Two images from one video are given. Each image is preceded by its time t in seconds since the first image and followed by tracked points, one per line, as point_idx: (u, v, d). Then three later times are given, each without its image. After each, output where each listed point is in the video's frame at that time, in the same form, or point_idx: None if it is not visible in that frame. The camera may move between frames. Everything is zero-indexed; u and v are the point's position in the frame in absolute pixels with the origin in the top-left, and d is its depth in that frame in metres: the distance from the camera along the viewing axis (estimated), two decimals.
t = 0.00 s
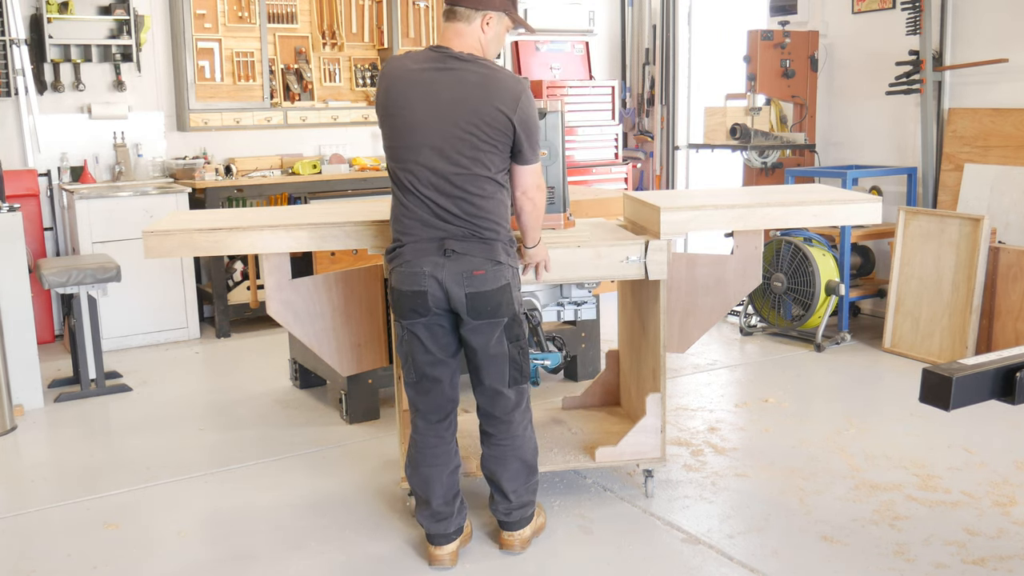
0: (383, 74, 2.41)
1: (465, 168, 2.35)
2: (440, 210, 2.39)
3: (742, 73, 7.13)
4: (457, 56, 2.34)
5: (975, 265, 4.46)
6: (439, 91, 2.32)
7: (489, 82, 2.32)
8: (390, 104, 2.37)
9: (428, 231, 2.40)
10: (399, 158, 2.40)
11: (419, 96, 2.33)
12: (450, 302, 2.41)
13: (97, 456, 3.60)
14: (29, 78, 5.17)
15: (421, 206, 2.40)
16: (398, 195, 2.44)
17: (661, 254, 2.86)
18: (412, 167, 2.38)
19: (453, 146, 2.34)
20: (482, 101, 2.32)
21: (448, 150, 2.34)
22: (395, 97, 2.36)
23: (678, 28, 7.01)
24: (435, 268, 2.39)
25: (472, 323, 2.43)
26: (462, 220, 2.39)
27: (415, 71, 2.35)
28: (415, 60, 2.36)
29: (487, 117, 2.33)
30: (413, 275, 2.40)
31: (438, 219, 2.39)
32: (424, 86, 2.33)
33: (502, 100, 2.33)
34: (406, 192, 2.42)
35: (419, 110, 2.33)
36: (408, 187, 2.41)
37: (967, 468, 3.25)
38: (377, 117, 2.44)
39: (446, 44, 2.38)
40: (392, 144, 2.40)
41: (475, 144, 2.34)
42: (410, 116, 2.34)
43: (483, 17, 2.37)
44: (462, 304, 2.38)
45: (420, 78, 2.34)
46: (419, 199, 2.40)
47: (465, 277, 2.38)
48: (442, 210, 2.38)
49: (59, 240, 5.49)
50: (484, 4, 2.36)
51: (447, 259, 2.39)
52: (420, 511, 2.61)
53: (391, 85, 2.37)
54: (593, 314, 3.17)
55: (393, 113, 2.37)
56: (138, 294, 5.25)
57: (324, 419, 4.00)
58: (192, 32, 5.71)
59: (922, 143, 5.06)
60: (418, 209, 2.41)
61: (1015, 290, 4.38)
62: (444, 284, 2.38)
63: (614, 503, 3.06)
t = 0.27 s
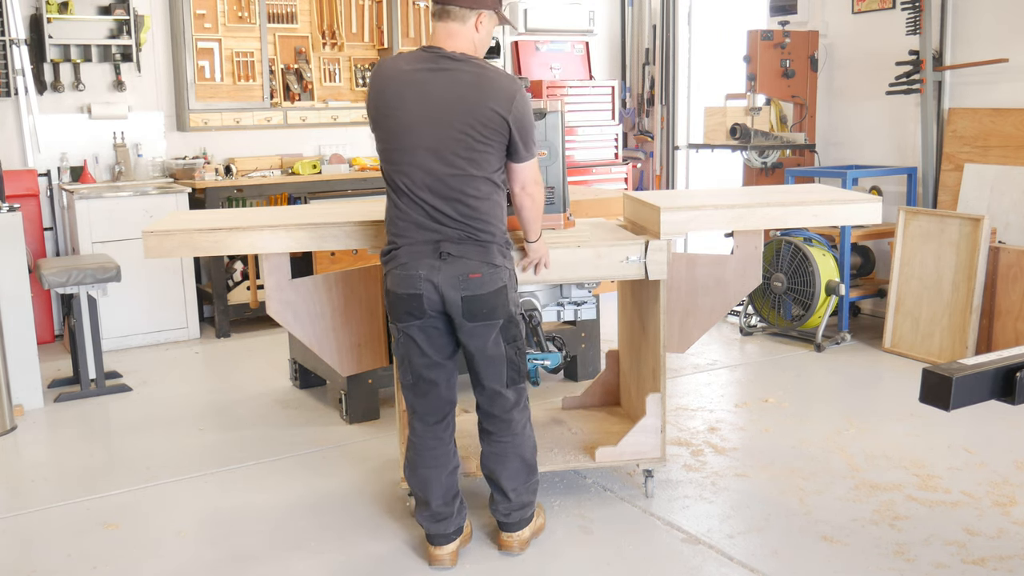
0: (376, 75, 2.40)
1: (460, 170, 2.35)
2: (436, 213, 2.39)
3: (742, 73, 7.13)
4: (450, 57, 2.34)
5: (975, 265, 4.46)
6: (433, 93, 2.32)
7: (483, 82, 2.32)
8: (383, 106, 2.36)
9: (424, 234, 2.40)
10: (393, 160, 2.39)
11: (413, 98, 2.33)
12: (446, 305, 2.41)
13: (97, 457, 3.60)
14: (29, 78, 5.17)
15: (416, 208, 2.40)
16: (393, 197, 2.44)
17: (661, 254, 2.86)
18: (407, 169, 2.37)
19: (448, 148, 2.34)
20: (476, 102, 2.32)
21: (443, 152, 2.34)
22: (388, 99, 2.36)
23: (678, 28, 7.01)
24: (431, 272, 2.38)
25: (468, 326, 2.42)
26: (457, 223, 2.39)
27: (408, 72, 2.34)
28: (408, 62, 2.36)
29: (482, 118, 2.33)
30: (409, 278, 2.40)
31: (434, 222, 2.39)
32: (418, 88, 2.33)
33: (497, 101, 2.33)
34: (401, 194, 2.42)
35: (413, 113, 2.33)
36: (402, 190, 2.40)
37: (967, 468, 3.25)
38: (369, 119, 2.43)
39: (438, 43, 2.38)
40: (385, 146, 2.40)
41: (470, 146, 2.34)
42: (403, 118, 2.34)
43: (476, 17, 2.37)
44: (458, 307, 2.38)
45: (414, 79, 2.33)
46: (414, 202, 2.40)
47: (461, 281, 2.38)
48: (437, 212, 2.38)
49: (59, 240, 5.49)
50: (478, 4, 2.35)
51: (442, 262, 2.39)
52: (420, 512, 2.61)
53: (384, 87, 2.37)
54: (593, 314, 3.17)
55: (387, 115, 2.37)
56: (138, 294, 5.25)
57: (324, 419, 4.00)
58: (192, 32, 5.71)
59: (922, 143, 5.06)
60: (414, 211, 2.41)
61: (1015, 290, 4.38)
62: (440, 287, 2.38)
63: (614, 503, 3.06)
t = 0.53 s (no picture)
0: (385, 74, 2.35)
1: (480, 168, 2.33)
2: (454, 213, 2.35)
3: (742, 73, 7.14)
4: (467, 55, 2.33)
5: (975, 265, 4.46)
6: (452, 90, 2.29)
7: (503, 80, 2.32)
8: (397, 103, 2.30)
9: (439, 234, 2.36)
10: (408, 158, 2.34)
11: (432, 95, 2.30)
12: (458, 306, 2.37)
13: (97, 457, 3.60)
14: (29, 78, 5.18)
15: (432, 208, 2.36)
16: (405, 197, 2.38)
17: (661, 254, 2.86)
18: (425, 168, 2.33)
19: (470, 146, 2.31)
20: (497, 99, 2.31)
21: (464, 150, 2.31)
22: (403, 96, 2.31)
23: (678, 28, 7.00)
24: (446, 272, 2.35)
25: (479, 327, 2.39)
26: (474, 222, 2.36)
27: (424, 70, 2.31)
28: (423, 59, 2.33)
29: (503, 116, 2.32)
30: (422, 279, 2.35)
31: (451, 221, 2.36)
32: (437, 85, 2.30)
33: (516, 99, 2.33)
34: (415, 193, 2.37)
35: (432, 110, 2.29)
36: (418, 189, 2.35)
37: (967, 468, 3.25)
38: (379, 117, 2.36)
39: (450, 42, 2.37)
40: (399, 144, 2.34)
41: (490, 143, 2.33)
42: (422, 115, 2.30)
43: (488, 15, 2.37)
44: (471, 308, 2.35)
45: (431, 76, 2.30)
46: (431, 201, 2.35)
47: (475, 281, 2.35)
48: (454, 212, 2.35)
49: (59, 240, 5.49)
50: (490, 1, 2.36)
51: (457, 262, 2.35)
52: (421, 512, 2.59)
53: (397, 85, 2.31)
54: (593, 314, 3.17)
55: (402, 112, 2.31)
56: (138, 294, 5.25)
57: (324, 419, 4.00)
58: (192, 32, 5.71)
59: (922, 143, 5.06)
60: (429, 211, 2.36)
61: (1015, 290, 4.38)
62: (455, 287, 2.35)
63: (614, 503, 3.06)
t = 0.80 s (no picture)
0: (395, 72, 2.23)
1: (503, 166, 2.30)
2: (479, 212, 2.30)
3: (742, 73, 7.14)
4: (480, 52, 2.30)
5: (976, 265, 4.45)
6: (474, 86, 2.26)
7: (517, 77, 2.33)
8: (419, 99, 2.21)
9: (460, 234, 2.29)
10: (431, 156, 2.25)
11: (456, 91, 2.24)
12: (478, 308, 2.33)
13: (96, 457, 3.60)
14: (29, 79, 5.18)
15: (456, 209, 2.29)
16: (425, 197, 2.28)
17: (661, 254, 2.86)
18: (451, 165, 2.25)
19: (495, 142, 2.28)
20: (517, 96, 2.30)
21: (490, 147, 2.27)
22: (424, 92, 2.22)
23: (678, 28, 7.00)
24: (471, 273, 2.29)
25: (497, 328, 2.36)
26: (497, 221, 2.32)
27: (443, 65, 2.25)
28: (438, 55, 2.26)
29: (522, 112, 2.32)
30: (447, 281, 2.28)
31: (475, 221, 2.30)
32: (459, 81, 2.25)
33: (530, 96, 2.34)
34: (438, 193, 2.27)
35: (457, 106, 2.24)
36: (441, 187, 2.27)
37: (967, 468, 3.25)
38: (394, 114, 2.23)
39: (453, 41, 2.31)
40: (420, 142, 2.25)
41: (512, 140, 2.31)
42: (447, 112, 2.24)
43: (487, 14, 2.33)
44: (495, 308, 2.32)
45: (451, 72, 2.25)
46: (456, 200, 2.28)
47: (498, 281, 2.33)
48: (480, 211, 2.29)
49: (59, 240, 5.49)
50: None
51: (480, 263, 2.30)
52: (408, 522, 2.50)
53: (417, 80, 2.22)
54: (592, 314, 3.17)
55: (424, 108, 2.23)
56: (138, 294, 5.24)
57: (324, 419, 4.00)
58: (192, 33, 5.71)
59: (922, 143, 5.06)
60: (452, 210, 2.29)
61: (1015, 290, 4.38)
62: (478, 288, 2.30)
63: (614, 503, 3.06)
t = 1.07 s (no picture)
0: (360, 79, 2.15)
1: (471, 169, 2.26)
2: (452, 217, 2.25)
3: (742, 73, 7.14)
4: (440, 55, 2.24)
5: (976, 266, 4.45)
6: (439, 90, 2.20)
7: (480, 79, 2.29)
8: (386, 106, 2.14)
9: (434, 239, 2.23)
10: (401, 164, 2.18)
11: (423, 95, 2.18)
12: (456, 312, 2.28)
13: (96, 457, 3.60)
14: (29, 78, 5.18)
15: (432, 215, 2.23)
16: (397, 205, 2.20)
17: (661, 254, 2.87)
18: (423, 172, 2.19)
19: (464, 147, 2.23)
20: (482, 98, 2.26)
21: (459, 151, 2.23)
22: (390, 99, 2.15)
23: (678, 28, 7.00)
24: (450, 277, 2.23)
25: (473, 331, 2.32)
26: (469, 225, 2.28)
27: (407, 71, 2.18)
28: (399, 60, 2.19)
29: (487, 115, 2.28)
30: (427, 287, 2.21)
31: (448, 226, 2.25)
32: (424, 86, 2.19)
33: (493, 97, 2.30)
34: (410, 201, 2.20)
35: (425, 112, 2.18)
36: (413, 195, 2.20)
37: (967, 468, 3.25)
38: (360, 123, 2.14)
39: (409, 44, 2.24)
40: (389, 150, 2.17)
41: (479, 143, 2.27)
42: (416, 118, 2.17)
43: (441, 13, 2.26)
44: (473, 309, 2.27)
45: (415, 77, 2.18)
46: (429, 207, 2.22)
47: (476, 282, 2.29)
48: (456, 217, 2.25)
49: (59, 240, 5.49)
50: None
51: (458, 267, 2.25)
52: (376, 543, 2.40)
53: (381, 87, 2.15)
54: (593, 314, 3.17)
55: (391, 115, 2.15)
56: (139, 294, 5.25)
57: (323, 419, 4.00)
58: (192, 32, 5.71)
59: (922, 143, 5.06)
60: (425, 218, 2.22)
61: (1016, 290, 4.38)
62: (458, 292, 2.25)
63: (614, 503, 3.06)
